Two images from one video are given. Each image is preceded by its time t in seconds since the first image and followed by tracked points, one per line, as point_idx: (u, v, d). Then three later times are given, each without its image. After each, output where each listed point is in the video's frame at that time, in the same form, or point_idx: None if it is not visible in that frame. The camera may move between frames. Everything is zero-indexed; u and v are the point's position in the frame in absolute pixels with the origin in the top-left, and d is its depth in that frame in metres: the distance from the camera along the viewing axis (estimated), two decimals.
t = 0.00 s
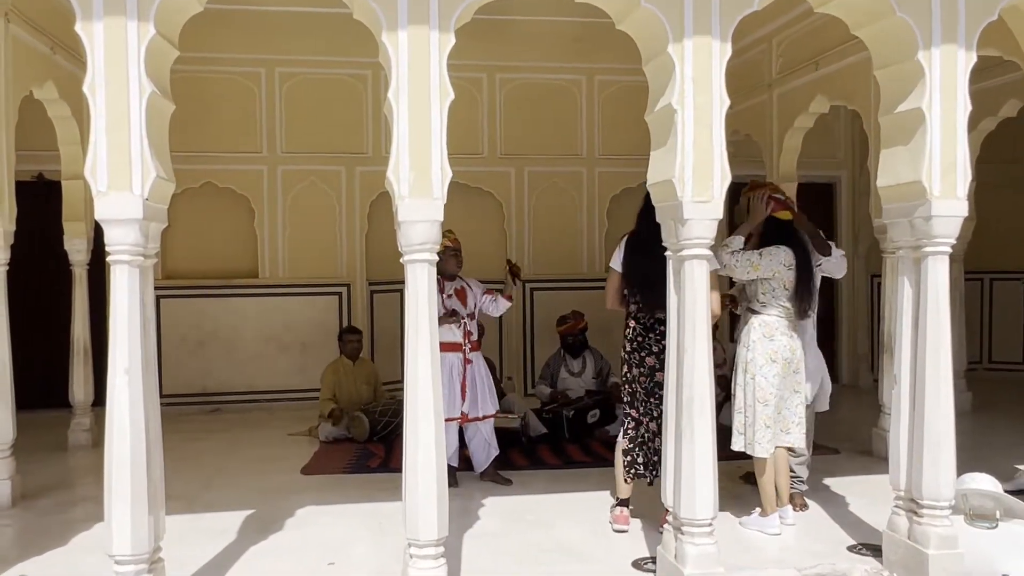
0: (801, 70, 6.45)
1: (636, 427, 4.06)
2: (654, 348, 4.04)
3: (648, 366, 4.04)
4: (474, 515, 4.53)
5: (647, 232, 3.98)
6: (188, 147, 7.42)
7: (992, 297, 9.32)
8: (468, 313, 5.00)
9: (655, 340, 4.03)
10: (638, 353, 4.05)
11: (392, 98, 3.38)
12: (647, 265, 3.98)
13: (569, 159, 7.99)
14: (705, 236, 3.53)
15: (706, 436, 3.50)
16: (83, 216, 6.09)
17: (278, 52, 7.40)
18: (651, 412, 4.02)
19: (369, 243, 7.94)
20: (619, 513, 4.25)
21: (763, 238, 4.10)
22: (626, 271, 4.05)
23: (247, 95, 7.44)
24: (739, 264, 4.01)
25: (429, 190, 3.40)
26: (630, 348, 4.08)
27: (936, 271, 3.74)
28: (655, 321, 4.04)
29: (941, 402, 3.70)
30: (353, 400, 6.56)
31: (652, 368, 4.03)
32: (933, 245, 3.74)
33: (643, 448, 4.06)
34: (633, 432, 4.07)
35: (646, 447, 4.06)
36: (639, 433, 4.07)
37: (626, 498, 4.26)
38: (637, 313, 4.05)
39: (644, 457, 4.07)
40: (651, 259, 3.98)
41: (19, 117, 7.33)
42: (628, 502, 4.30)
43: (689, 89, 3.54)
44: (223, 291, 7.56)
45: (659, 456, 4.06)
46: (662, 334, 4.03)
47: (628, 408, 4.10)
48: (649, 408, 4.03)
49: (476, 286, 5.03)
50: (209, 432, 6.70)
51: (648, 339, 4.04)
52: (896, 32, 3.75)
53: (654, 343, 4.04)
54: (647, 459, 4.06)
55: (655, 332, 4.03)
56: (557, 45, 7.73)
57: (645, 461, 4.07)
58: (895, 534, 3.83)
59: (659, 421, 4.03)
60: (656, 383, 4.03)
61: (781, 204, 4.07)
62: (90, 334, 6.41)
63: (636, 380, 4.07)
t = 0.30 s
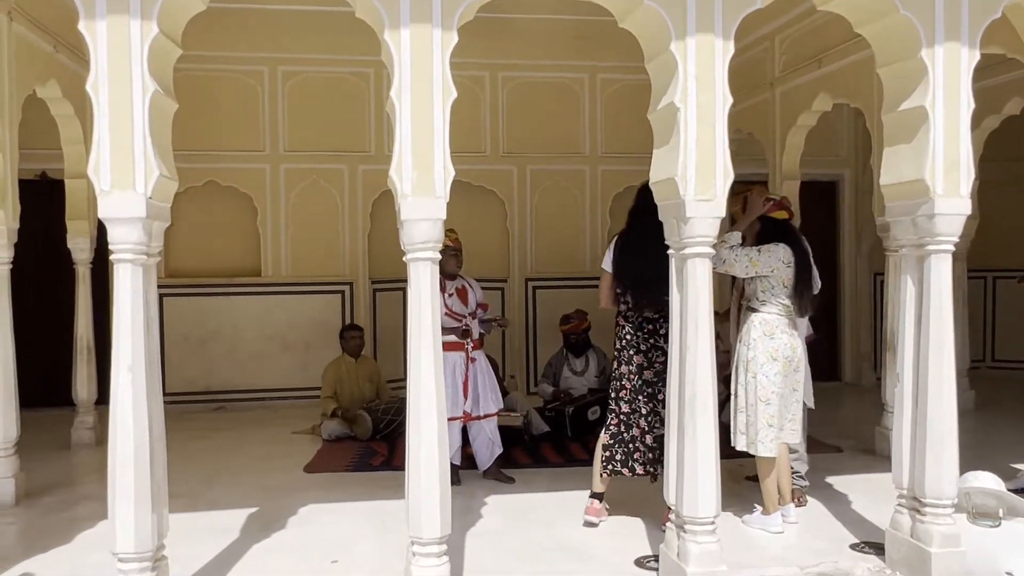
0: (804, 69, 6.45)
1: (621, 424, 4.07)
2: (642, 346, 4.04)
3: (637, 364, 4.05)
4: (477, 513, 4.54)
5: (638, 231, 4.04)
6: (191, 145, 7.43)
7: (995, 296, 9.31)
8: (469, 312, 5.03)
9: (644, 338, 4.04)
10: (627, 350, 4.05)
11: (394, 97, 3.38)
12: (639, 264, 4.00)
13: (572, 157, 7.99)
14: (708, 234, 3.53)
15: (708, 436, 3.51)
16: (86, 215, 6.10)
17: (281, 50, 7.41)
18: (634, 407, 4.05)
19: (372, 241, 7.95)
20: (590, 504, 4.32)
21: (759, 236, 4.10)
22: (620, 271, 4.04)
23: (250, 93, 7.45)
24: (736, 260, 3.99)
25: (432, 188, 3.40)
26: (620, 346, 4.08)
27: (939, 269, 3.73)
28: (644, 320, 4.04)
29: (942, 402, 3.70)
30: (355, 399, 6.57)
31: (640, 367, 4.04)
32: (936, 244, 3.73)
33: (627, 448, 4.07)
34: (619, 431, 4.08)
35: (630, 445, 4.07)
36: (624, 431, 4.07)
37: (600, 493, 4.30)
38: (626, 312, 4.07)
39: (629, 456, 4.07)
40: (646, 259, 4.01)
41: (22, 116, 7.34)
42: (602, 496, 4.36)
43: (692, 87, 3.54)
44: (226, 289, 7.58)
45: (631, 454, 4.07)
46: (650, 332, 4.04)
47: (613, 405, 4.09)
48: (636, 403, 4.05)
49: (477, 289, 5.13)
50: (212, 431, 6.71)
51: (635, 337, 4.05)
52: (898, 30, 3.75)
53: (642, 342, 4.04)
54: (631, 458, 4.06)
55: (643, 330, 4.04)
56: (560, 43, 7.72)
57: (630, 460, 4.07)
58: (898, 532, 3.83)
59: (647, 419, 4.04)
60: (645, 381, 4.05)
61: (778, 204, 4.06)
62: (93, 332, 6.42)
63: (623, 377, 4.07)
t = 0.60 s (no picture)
0: (808, 66, 6.43)
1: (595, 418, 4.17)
2: (611, 345, 4.08)
3: (606, 362, 4.10)
4: (480, 511, 4.54)
5: (612, 229, 4.10)
6: (194, 143, 7.43)
7: (999, 294, 9.30)
8: (471, 311, 5.03)
9: (612, 337, 4.08)
10: (598, 349, 4.12)
11: (398, 95, 3.39)
12: (607, 262, 4.06)
13: (575, 156, 7.98)
14: (712, 232, 3.53)
15: (711, 434, 3.50)
16: (90, 214, 6.11)
17: (284, 48, 7.41)
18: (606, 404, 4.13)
19: (375, 239, 7.95)
20: (591, 509, 4.31)
21: (759, 235, 4.09)
22: (591, 268, 4.13)
23: (253, 91, 7.45)
24: (732, 259, 4.00)
25: (435, 187, 3.40)
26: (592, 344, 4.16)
27: (942, 267, 3.73)
28: (614, 319, 4.08)
29: (945, 400, 3.70)
30: (357, 394, 6.56)
31: (609, 365, 4.08)
32: (940, 241, 3.73)
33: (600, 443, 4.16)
34: (594, 425, 4.19)
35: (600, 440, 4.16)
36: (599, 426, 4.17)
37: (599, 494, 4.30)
38: (597, 309, 4.14)
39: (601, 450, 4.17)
40: (614, 259, 4.06)
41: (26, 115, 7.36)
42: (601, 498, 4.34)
43: (696, 85, 3.54)
44: (230, 287, 7.59)
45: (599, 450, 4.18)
46: (617, 331, 4.07)
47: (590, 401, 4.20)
48: (608, 401, 4.11)
49: (479, 287, 5.12)
50: (215, 429, 6.72)
51: (605, 336, 4.10)
52: (902, 28, 3.75)
53: (610, 339, 4.09)
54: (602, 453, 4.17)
55: (610, 329, 4.09)
56: (563, 41, 7.72)
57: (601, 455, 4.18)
58: (901, 530, 3.83)
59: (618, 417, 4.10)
60: (614, 380, 4.08)
61: (778, 205, 4.02)
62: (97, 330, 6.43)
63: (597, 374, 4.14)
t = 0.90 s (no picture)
0: (811, 64, 6.42)
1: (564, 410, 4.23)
2: (588, 342, 4.12)
3: (583, 360, 4.14)
4: (482, 509, 4.55)
5: (591, 227, 4.11)
6: (197, 141, 7.43)
7: (1002, 292, 9.29)
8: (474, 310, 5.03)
9: (590, 335, 4.12)
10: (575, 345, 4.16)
11: (400, 93, 3.39)
12: (585, 261, 4.09)
13: (577, 154, 7.98)
14: (715, 230, 3.52)
15: (714, 433, 3.50)
16: (93, 212, 6.12)
17: (286, 46, 7.41)
18: (581, 402, 4.16)
19: (378, 237, 7.96)
20: (592, 508, 4.29)
21: (759, 232, 4.08)
22: (569, 267, 4.15)
23: (255, 89, 7.46)
24: (734, 258, 3.99)
25: (438, 185, 3.40)
26: (571, 339, 4.20)
27: (946, 265, 3.73)
28: (592, 317, 4.12)
29: (948, 399, 3.69)
30: (359, 393, 6.57)
31: (586, 362, 4.13)
32: (943, 239, 3.73)
33: (580, 440, 4.19)
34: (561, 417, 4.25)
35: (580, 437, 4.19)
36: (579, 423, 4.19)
37: (600, 492, 4.30)
38: (576, 307, 4.16)
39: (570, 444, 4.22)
40: (592, 258, 4.08)
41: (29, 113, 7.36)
42: (603, 496, 4.34)
43: (699, 83, 3.53)
44: (233, 286, 7.60)
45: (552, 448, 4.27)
46: (595, 329, 4.10)
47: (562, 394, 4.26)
48: (579, 398, 4.16)
49: (481, 286, 5.11)
50: (218, 427, 6.73)
51: (582, 333, 4.15)
52: (905, 26, 3.74)
53: (588, 338, 4.12)
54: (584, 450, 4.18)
55: (589, 326, 4.12)
56: (565, 39, 7.72)
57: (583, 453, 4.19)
58: (904, 528, 3.83)
59: (596, 414, 4.13)
60: (589, 376, 4.13)
61: (778, 201, 4.02)
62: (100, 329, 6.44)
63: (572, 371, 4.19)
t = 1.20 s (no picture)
0: (813, 63, 6.42)
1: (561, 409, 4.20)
2: (589, 341, 4.12)
3: (584, 359, 4.14)
4: (484, 507, 4.55)
5: (585, 225, 4.11)
6: (198, 140, 7.44)
7: (1004, 291, 9.28)
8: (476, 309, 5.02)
9: (591, 334, 4.13)
10: (575, 345, 4.16)
11: (402, 91, 3.39)
12: (583, 259, 4.09)
13: (579, 152, 7.98)
14: (716, 229, 3.52)
15: (716, 432, 3.50)
16: (94, 210, 6.12)
17: (287, 45, 7.41)
18: (581, 400, 4.15)
19: (379, 236, 7.96)
20: (594, 507, 4.27)
21: (758, 230, 4.06)
22: (566, 265, 4.16)
23: (256, 88, 7.46)
24: (732, 266, 3.96)
25: (439, 183, 3.40)
26: (571, 339, 4.20)
27: (948, 264, 3.72)
28: (591, 316, 4.12)
29: (950, 399, 3.69)
30: (361, 391, 6.58)
31: (587, 361, 4.13)
32: (945, 238, 3.72)
33: (582, 438, 4.16)
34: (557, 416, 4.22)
35: (580, 436, 4.16)
36: (580, 422, 4.16)
37: (602, 491, 4.28)
38: (575, 307, 4.16)
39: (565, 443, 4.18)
40: (592, 257, 4.07)
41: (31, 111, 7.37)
42: (604, 495, 4.32)
43: (701, 82, 3.53)
44: (234, 284, 7.60)
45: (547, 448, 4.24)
46: (596, 328, 4.11)
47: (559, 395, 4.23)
48: (579, 397, 4.15)
49: (483, 285, 5.11)
50: (220, 425, 6.73)
51: (583, 332, 4.15)
52: (907, 25, 3.74)
53: (588, 337, 4.13)
54: (586, 448, 4.16)
55: (590, 325, 4.13)
56: (567, 38, 7.71)
57: (585, 450, 4.16)
58: (905, 527, 3.82)
59: (597, 411, 4.14)
60: (590, 375, 4.13)
61: (775, 200, 4.03)
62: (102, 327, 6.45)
63: (571, 371, 4.17)
